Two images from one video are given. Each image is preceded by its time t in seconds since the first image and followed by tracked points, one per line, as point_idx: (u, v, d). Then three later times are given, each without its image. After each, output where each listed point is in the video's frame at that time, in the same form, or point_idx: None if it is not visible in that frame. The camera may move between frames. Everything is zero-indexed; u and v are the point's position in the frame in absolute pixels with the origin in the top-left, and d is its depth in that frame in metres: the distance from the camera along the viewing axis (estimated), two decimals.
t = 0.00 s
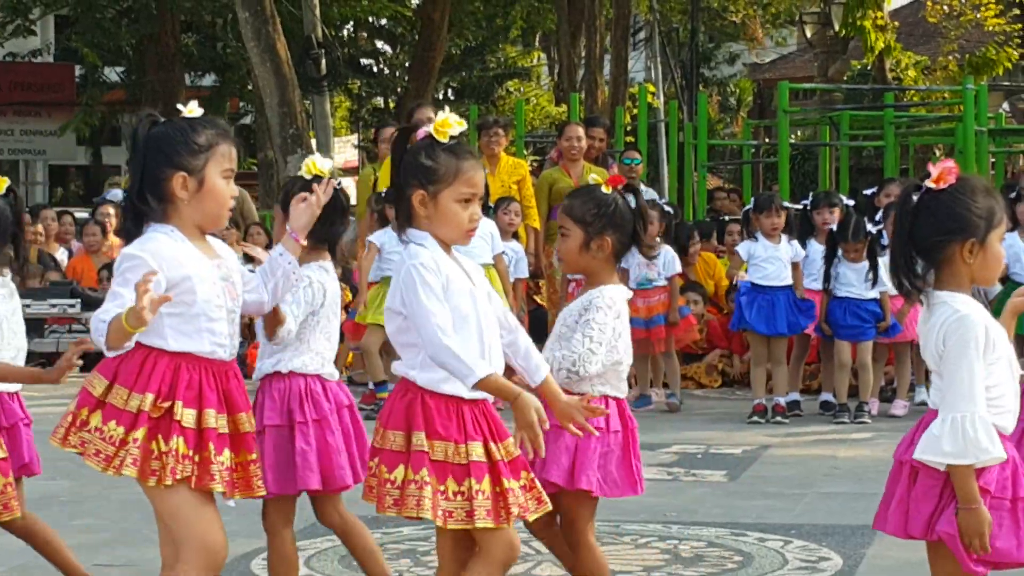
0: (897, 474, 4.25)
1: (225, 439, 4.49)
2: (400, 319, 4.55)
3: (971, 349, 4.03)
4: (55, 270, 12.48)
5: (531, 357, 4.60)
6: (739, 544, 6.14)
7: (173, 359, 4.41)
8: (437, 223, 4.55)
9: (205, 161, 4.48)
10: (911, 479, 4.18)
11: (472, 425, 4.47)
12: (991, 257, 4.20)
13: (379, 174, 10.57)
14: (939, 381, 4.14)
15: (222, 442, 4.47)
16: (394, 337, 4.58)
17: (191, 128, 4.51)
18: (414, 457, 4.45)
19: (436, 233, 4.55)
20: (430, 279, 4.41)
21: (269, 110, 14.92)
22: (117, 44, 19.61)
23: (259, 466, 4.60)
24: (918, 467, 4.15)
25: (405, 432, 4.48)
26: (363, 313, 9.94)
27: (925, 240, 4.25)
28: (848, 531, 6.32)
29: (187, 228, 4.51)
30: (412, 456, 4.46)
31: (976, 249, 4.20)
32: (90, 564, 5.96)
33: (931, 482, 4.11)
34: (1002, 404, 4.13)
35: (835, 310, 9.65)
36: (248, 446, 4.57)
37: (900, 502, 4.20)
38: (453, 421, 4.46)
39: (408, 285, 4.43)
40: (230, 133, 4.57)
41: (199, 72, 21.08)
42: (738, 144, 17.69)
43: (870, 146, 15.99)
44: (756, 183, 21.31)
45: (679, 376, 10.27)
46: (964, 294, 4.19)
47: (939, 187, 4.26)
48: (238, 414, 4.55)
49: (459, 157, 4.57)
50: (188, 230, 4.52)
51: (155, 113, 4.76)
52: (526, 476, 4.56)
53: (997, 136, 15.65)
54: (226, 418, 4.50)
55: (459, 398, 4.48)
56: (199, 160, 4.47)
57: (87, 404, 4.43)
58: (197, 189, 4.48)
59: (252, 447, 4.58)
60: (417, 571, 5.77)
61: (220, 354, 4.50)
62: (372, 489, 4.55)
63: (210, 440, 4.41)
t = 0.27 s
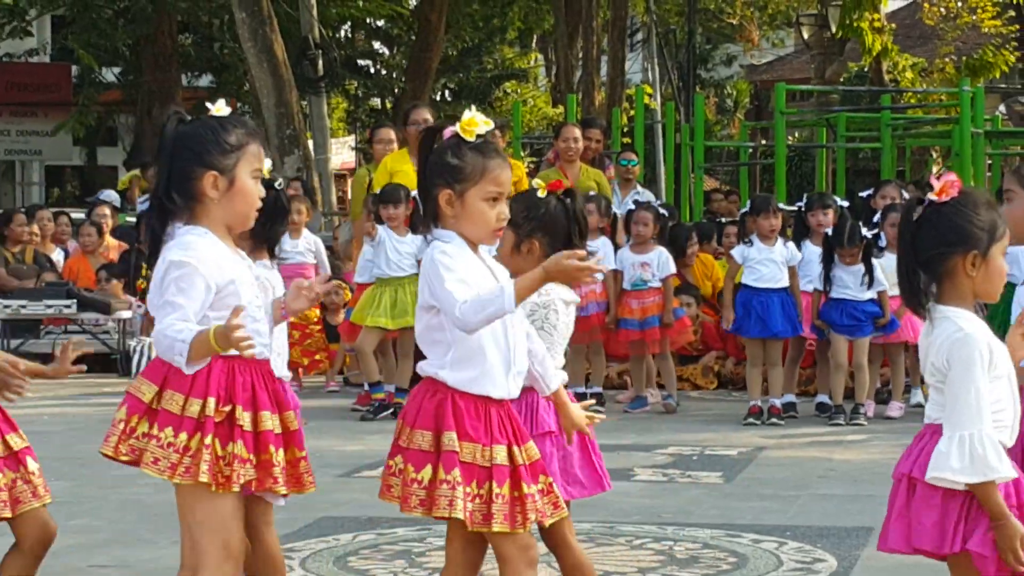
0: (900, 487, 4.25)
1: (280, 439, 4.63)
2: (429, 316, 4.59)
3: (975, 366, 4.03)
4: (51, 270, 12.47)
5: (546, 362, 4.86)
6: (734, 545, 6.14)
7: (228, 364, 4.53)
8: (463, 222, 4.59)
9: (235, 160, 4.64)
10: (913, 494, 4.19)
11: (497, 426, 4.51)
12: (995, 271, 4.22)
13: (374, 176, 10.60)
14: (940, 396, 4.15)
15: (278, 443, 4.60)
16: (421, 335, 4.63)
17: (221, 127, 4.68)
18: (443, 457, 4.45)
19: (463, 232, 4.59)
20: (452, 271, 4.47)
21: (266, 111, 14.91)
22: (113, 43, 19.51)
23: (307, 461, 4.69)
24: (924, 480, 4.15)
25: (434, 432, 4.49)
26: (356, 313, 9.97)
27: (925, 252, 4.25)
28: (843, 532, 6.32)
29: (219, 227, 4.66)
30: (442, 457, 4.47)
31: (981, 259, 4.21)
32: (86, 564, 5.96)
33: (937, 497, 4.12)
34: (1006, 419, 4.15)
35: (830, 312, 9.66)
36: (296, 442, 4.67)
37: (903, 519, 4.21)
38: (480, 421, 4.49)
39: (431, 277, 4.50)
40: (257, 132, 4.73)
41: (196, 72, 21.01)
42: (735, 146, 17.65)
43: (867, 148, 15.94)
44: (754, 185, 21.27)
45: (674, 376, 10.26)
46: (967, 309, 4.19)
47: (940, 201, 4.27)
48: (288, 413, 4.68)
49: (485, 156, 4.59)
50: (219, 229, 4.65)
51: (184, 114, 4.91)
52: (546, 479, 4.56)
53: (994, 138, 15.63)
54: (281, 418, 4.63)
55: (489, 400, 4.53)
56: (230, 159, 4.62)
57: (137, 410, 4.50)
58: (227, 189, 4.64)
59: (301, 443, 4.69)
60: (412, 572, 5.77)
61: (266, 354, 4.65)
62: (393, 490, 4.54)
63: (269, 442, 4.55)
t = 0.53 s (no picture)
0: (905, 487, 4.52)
1: (305, 438, 4.55)
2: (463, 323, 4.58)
3: (978, 358, 4.25)
4: (45, 269, 12.47)
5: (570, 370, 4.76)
6: (728, 545, 6.15)
7: (258, 362, 4.47)
8: (500, 221, 4.68)
9: (261, 159, 4.50)
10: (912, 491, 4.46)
11: (542, 427, 4.52)
12: (1005, 262, 4.42)
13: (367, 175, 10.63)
14: (950, 393, 4.39)
15: (303, 443, 4.53)
16: (460, 342, 4.63)
17: (244, 124, 4.54)
18: (492, 453, 4.44)
19: (499, 232, 4.68)
20: (491, 276, 4.51)
21: (260, 110, 14.91)
22: (108, 42, 19.57)
23: (328, 463, 4.59)
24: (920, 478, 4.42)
25: (481, 429, 4.49)
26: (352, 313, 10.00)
27: (936, 242, 4.47)
28: (836, 533, 6.32)
29: (248, 226, 4.53)
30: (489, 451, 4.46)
31: (991, 248, 4.42)
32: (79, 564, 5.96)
33: (931, 495, 4.39)
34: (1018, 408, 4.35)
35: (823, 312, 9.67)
36: (319, 443, 4.57)
37: (905, 516, 4.47)
38: (527, 420, 4.50)
39: (470, 285, 4.51)
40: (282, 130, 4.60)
41: (191, 71, 21.00)
42: (729, 146, 17.65)
43: (861, 149, 15.96)
44: (748, 184, 21.27)
45: (667, 376, 10.29)
46: (975, 297, 4.40)
47: (950, 190, 4.47)
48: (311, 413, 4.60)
49: (521, 153, 4.69)
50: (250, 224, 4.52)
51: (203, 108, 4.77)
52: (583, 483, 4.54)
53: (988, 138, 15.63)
54: (304, 417, 4.55)
55: (533, 399, 4.55)
56: (256, 159, 4.49)
57: (159, 406, 4.43)
58: (254, 187, 4.51)
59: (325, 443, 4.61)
60: (406, 571, 5.77)
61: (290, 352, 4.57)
62: (434, 490, 4.52)
63: (294, 442, 4.47)
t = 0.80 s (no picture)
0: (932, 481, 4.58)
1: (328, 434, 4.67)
2: (493, 316, 4.61)
3: (1012, 343, 4.37)
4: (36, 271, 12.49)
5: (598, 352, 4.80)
6: (718, 545, 6.15)
7: (271, 359, 4.58)
8: (531, 217, 4.63)
9: (279, 160, 4.65)
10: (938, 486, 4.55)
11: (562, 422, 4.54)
12: None
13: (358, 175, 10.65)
14: (982, 386, 4.47)
15: (325, 439, 4.65)
16: (484, 329, 4.64)
17: (262, 127, 4.69)
18: (509, 450, 4.50)
19: (527, 228, 4.63)
20: (527, 276, 4.46)
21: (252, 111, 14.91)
22: (99, 43, 19.63)
23: (358, 459, 4.81)
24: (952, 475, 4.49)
25: (499, 426, 4.55)
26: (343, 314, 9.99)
27: (959, 242, 4.65)
28: (826, 534, 6.33)
29: (268, 225, 4.67)
30: (507, 449, 4.52)
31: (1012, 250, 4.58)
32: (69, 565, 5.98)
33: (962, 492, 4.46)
34: None
35: (816, 313, 9.67)
36: (347, 441, 4.78)
37: (931, 508, 4.56)
38: (546, 417, 4.54)
39: (505, 282, 4.48)
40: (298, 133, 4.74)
41: (182, 72, 20.95)
42: (721, 147, 17.64)
43: (853, 150, 15.95)
44: (740, 185, 21.24)
45: (658, 377, 10.31)
46: (992, 297, 4.55)
47: (973, 190, 4.69)
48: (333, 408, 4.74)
49: (555, 150, 4.63)
50: (273, 224, 4.67)
51: (221, 113, 4.90)
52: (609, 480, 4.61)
53: (979, 139, 15.63)
54: (326, 413, 4.69)
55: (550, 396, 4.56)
56: (274, 159, 4.64)
57: (183, 409, 4.54)
58: (273, 188, 4.65)
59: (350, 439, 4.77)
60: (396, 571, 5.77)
61: (311, 350, 4.71)
62: (454, 487, 4.61)
63: (319, 438, 4.62)
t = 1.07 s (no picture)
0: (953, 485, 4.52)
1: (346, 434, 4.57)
2: (507, 318, 4.58)
3: None
4: (26, 271, 12.48)
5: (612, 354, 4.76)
6: (707, 547, 6.15)
7: (284, 361, 4.48)
8: (553, 220, 4.59)
9: (295, 161, 4.54)
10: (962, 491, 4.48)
11: (572, 427, 4.43)
12: None
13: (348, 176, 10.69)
14: (1005, 392, 4.42)
15: (342, 440, 4.54)
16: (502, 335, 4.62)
17: (276, 129, 4.57)
18: (513, 454, 4.39)
19: (546, 230, 4.59)
20: (534, 265, 4.47)
21: (242, 111, 14.92)
22: (89, 42, 19.74)
23: (373, 458, 4.61)
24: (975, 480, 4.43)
25: (505, 429, 4.45)
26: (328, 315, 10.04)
27: (976, 249, 4.60)
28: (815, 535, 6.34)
29: (282, 227, 4.56)
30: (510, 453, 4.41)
31: None
32: (56, 566, 5.96)
33: (987, 498, 4.40)
34: None
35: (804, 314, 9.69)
36: (363, 439, 4.60)
37: (954, 516, 4.49)
38: (553, 421, 4.42)
39: (512, 273, 4.48)
40: (312, 134, 4.64)
41: (173, 71, 20.95)
42: (710, 147, 17.67)
43: (842, 151, 15.99)
44: (729, 185, 21.28)
45: (648, 378, 10.31)
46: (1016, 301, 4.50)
47: (988, 195, 4.62)
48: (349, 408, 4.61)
49: (583, 153, 4.59)
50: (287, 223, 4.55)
51: (235, 114, 4.82)
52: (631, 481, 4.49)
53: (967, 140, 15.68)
54: (342, 414, 4.57)
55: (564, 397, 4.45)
56: (289, 160, 4.53)
57: (198, 417, 4.47)
58: (289, 190, 4.54)
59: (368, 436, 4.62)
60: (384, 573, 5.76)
61: (326, 347, 4.59)
62: (465, 489, 4.52)
63: (334, 439, 4.50)
